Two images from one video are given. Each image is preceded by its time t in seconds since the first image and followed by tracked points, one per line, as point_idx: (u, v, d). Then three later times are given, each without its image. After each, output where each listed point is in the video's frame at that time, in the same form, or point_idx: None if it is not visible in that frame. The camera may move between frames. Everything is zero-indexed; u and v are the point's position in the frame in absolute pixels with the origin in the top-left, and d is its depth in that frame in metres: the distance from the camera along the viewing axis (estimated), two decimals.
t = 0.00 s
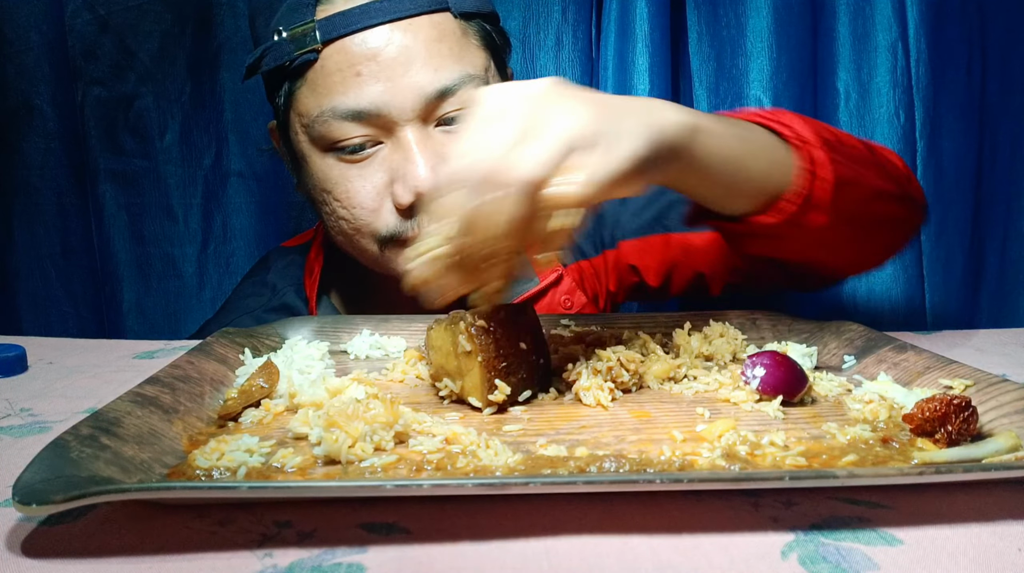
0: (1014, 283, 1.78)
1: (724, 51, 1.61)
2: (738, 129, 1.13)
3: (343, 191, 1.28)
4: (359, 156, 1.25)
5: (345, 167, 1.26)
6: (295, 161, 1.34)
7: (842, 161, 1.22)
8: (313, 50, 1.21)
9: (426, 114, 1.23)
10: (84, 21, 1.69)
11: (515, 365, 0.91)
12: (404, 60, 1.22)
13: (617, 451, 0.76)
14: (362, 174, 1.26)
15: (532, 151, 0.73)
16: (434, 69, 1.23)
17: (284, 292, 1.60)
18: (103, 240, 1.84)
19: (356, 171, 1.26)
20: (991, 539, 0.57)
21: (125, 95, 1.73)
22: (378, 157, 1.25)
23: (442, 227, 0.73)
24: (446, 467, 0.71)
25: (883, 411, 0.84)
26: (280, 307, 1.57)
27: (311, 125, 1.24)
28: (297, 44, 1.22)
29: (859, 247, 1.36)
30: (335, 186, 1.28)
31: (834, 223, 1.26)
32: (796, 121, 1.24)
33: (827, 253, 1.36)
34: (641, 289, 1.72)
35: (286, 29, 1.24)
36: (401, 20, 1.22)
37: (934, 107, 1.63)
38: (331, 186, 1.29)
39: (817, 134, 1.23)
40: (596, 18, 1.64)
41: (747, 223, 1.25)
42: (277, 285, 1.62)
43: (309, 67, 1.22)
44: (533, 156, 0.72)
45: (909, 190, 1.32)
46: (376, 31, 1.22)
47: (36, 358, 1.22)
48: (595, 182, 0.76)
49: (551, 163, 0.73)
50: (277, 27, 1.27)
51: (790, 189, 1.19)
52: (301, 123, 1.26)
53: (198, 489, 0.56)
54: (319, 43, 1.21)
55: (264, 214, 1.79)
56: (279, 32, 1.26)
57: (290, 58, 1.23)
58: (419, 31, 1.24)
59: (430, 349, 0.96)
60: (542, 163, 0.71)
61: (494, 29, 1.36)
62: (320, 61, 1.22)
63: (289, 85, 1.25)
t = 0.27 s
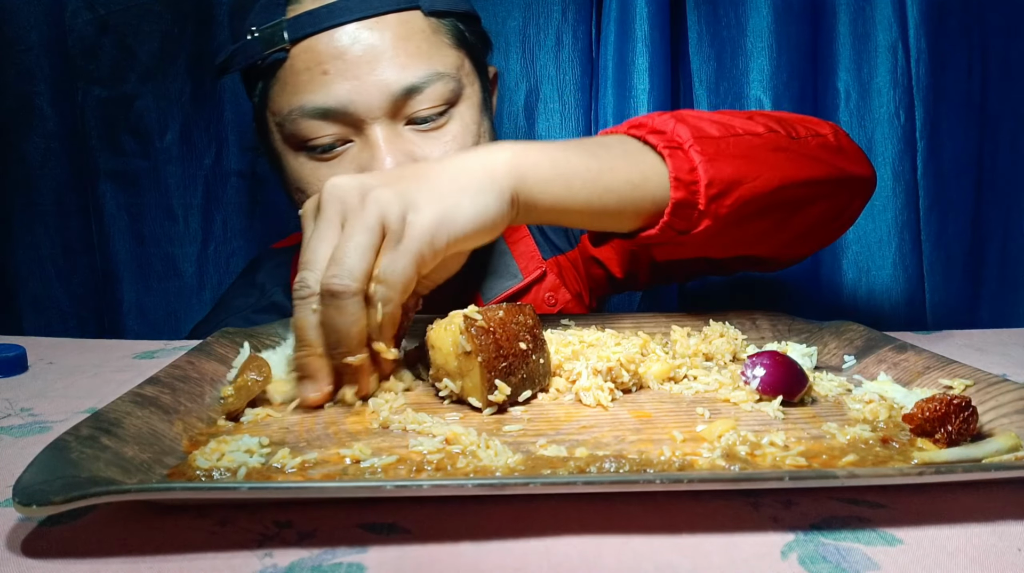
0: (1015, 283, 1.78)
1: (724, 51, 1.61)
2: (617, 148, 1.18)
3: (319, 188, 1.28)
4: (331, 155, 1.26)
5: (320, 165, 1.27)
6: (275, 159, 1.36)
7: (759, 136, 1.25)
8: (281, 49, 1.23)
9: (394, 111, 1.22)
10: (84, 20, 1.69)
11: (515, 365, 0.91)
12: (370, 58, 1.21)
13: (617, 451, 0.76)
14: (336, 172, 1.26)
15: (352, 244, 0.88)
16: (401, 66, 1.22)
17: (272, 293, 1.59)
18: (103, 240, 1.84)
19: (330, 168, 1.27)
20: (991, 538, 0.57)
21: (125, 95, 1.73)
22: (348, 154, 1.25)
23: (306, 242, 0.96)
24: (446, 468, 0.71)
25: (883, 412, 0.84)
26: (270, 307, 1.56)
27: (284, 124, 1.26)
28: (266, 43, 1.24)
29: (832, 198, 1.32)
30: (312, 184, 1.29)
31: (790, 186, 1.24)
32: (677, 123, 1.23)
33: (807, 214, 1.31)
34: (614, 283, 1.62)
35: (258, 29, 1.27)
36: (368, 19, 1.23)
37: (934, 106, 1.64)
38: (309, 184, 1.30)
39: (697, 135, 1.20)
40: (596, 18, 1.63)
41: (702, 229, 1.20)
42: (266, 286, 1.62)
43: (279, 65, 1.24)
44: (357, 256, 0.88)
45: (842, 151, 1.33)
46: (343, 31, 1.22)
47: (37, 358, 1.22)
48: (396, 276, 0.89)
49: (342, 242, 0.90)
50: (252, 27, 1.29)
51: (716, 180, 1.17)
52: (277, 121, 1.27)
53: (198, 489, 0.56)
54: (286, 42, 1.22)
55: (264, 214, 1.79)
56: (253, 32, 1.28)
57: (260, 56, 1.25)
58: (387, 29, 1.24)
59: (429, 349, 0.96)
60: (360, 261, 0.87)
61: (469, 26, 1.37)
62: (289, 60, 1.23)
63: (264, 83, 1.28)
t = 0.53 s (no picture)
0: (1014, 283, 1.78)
1: (724, 51, 1.61)
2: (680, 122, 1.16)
3: (304, 194, 1.28)
4: (316, 159, 1.24)
5: (304, 170, 1.26)
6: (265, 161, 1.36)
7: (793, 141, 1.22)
8: (266, 54, 1.22)
9: (380, 116, 1.19)
10: (85, 20, 1.69)
11: (515, 365, 0.91)
12: (356, 62, 1.19)
13: (617, 450, 0.76)
14: (321, 177, 1.25)
15: (450, 128, 0.79)
16: (386, 71, 1.20)
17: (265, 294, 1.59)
18: (103, 240, 1.84)
19: (314, 174, 1.25)
20: (991, 539, 0.57)
21: (125, 94, 1.73)
22: (333, 160, 1.23)
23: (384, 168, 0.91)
24: (446, 467, 0.71)
25: (883, 411, 0.84)
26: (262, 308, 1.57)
27: (270, 129, 1.25)
28: (252, 49, 1.23)
29: (849, 207, 1.31)
30: (297, 189, 1.29)
31: (817, 187, 1.23)
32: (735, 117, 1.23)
33: (818, 224, 1.30)
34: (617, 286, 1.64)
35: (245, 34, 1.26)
36: (353, 23, 1.21)
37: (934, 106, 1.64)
38: (294, 189, 1.30)
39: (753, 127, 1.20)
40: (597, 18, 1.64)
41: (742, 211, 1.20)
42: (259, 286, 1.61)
43: (264, 70, 1.23)
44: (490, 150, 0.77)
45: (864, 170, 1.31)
46: (328, 35, 1.20)
47: (36, 358, 1.22)
48: (497, 158, 0.77)
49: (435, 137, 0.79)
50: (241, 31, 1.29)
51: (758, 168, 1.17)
52: (263, 125, 1.27)
53: (198, 489, 0.55)
54: (271, 47, 1.21)
55: (263, 214, 1.79)
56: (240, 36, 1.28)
57: (247, 61, 1.24)
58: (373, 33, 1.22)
59: (430, 347, 0.96)
60: (488, 154, 0.76)
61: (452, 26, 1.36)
62: (275, 65, 1.22)
63: (252, 88, 1.28)
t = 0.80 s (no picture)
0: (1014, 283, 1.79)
1: (724, 51, 1.60)
2: (744, 193, 1.25)
3: (329, 189, 1.30)
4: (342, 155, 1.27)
5: (330, 166, 1.28)
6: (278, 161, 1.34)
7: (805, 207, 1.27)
8: (291, 51, 1.23)
9: (406, 110, 1.25)
10: (85, 20, 1.69)
11: (513, 365, 0.90)
12: (381, 57, 1.24)
13: (617, 451, 0.76)
14: (348, 172, 1.28)
15: (558, 245, 0.90)
16: (411, 65, 1.25)
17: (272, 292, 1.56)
18: (103, 240, 1.84)
19: (341, 168, 1.28)
20: (991, 539, 0.57)
21: (125, 95, 1.73)
22: (360, 154, 1.27)
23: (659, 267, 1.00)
24: (446, 467, 0.71)
25: (883, 411, 0.84)
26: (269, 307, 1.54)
27: (293, 125, 1.25)
28: (277, 45, 1.24)
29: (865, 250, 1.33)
30: (321, 185, 1.30)
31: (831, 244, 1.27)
32: (795, 180, 1.30)
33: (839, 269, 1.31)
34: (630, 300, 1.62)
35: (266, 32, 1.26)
36: (375, 17, 1.24)
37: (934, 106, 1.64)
38: (317, 185, 1.31)
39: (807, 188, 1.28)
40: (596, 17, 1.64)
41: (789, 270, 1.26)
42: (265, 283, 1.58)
43: (287, 67, 1.24)
44: (591, 261, 0.87)
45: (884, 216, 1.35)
46: (352, 30, 1.23)
47: (36, 358, 1.22)
48: (640, 279, 0.88)
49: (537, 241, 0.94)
50: (257, 29, 1.28)
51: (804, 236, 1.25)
52: (284, 123, 1.26)
53: (198, 489, 0.55)
54: (296, 43, 1.22)
55: (263, 214, 1.79)
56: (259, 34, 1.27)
57: (269, 59, 1.25)
58: (393, 27, 1.25)
59: (429, 350, 0.96)
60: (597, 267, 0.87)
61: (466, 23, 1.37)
62: (298, 61, 1.23)
63: (270, 85, 1.26)
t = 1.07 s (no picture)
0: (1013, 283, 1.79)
1: (724, 51, 1.60)
2: (733, 200, 1.23)
3: (335, 180, 1.27)
4: (349, 144, 1.25)
5: (337, 156, 1.25)
6: (286, 155, 1.33)
7: (796, 219, 1.28)
8: (301, 40, 1.21)
9: (414, 98, 1.23)
10: (84, 20, 1.69)
11: (489, 366, 0.89)
12: (392, 44, 1.21)
13: (617, 451, 0.76)
14: (354, 162, 1.25)
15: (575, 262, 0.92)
16: (420, 54, 1.23)
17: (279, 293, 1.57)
18: (104, 240, 1.84)
19: (348, 158, 1.25)
20: (991, 539, 0.57)
21: (125, 95, 1.73)
22: (368, 144, 1.24)
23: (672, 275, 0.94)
24: (446, 467, 0.71)
25: (883, 411, 0.84)
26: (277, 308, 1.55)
27: (301, 115, 1.24)
28: (285, 35, 1.22)
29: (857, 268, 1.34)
30: (327, 176, 1.27)
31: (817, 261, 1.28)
32: (790, 193, 1.31)
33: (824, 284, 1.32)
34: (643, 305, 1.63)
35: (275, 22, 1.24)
36: (386, 8, 1.23)
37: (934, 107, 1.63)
38: (323, 177, 1.28)
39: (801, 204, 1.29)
40: (597, 18, 1.64)
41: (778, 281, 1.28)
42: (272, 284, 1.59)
43: (297, 56, 1.22)
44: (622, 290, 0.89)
45: (892, 233, 1.37)
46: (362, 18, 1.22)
47: (36, 358, 1.22)
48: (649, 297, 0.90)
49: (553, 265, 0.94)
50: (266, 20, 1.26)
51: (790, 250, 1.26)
52: (292, 114, 1.25)
53: (198, 489, 0.55)
54: (307, 33, 1.21)
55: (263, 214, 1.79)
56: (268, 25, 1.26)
57: (278, 49, 1.23)
58: (405, 17, 1.24)
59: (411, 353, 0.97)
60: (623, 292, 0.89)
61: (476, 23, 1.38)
62: (308, 50, 1.22)
63: (279, 77, 1.26)
